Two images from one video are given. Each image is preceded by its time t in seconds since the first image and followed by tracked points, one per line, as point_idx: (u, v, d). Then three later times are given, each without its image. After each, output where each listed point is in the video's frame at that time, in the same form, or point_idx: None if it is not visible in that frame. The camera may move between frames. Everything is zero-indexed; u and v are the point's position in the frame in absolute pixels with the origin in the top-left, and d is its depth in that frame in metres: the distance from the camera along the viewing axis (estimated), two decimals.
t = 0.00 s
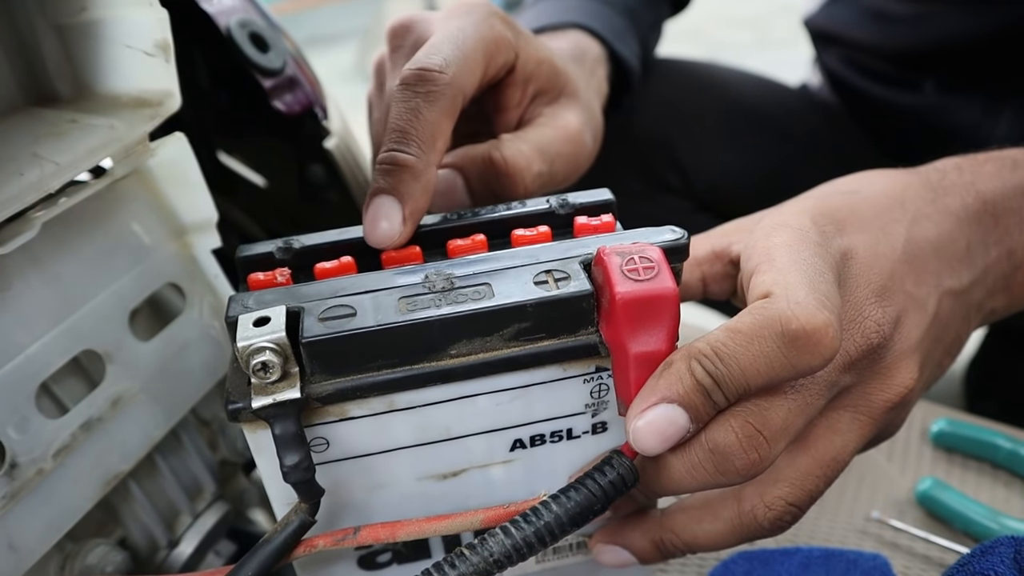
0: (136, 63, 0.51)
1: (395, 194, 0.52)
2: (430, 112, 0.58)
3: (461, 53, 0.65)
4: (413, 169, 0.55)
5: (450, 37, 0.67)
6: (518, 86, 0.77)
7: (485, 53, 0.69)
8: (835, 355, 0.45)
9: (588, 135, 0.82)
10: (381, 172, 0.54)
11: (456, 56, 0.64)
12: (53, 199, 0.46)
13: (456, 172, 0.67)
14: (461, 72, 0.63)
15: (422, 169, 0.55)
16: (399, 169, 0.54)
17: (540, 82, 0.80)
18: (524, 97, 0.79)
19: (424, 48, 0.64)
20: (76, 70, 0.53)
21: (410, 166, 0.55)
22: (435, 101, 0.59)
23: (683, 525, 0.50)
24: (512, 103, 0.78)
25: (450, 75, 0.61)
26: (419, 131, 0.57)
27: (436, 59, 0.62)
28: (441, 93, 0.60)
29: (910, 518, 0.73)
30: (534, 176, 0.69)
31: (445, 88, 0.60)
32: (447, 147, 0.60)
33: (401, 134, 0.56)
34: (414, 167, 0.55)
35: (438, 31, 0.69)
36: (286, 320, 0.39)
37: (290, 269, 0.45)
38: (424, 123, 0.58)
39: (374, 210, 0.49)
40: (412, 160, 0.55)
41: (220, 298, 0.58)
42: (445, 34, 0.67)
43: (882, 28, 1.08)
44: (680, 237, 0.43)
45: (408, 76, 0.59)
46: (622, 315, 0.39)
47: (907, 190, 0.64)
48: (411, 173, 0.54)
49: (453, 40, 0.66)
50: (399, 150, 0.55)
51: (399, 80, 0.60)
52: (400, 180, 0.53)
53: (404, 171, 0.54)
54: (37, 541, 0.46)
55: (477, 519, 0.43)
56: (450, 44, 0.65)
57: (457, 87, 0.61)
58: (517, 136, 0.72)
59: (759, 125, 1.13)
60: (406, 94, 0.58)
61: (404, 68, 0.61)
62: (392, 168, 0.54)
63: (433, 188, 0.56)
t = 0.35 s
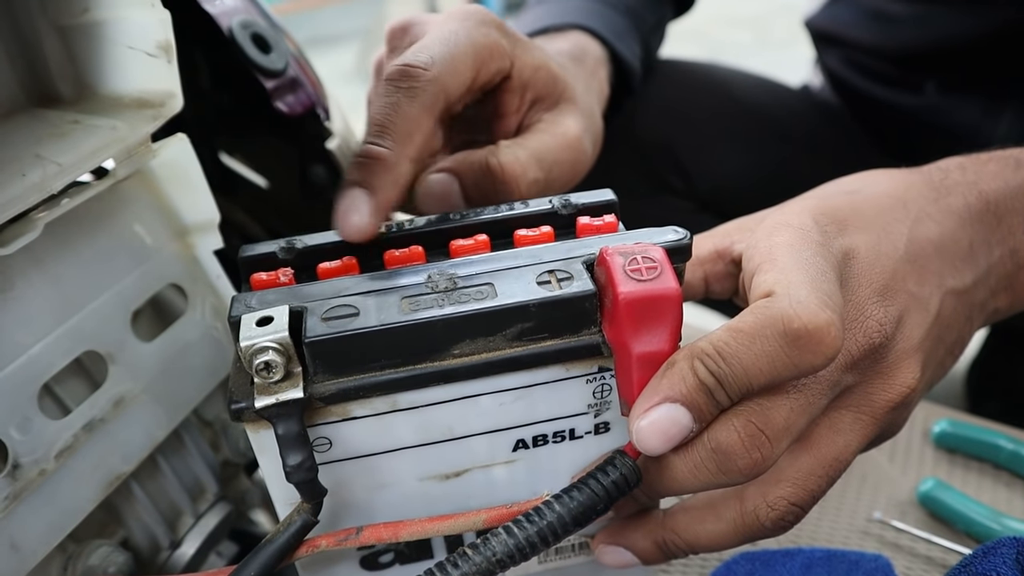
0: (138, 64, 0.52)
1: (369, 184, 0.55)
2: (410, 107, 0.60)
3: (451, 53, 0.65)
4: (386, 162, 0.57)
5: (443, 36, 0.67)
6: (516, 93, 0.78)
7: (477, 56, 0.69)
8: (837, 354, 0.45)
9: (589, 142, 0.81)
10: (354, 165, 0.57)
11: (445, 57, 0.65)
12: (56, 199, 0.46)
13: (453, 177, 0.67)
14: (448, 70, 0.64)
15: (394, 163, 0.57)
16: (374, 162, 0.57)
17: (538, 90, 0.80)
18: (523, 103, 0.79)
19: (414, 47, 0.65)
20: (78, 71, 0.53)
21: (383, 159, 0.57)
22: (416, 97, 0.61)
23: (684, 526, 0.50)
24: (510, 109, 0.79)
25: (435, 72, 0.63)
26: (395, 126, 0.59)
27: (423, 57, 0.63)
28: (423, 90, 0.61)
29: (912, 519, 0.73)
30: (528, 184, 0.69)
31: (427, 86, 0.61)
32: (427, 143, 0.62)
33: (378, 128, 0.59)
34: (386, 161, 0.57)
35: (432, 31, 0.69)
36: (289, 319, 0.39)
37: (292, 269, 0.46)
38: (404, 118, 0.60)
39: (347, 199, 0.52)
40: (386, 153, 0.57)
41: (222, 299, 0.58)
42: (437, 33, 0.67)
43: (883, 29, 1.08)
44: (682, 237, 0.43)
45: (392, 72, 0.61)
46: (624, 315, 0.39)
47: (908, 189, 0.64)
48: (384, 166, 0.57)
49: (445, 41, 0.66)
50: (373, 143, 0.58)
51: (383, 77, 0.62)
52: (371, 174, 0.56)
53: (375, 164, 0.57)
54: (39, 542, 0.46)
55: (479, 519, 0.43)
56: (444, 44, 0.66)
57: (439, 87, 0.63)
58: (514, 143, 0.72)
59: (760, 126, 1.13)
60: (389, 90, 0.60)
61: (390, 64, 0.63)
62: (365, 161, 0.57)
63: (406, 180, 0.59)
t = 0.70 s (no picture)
0: (141, 65, 0.52)
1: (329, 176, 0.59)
2: (381, 104, 0.64)
3: (429, 52, 0.69)
4: (351, 155, 0.60)
5: (425, 39, 0.71)
6: (507, 94, 0.79)
7: (459, 59, 0.72)
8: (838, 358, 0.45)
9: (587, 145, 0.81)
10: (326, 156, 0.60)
11: (421, 57, 0.68)
12: (58, 200, 0.47)
13: (445, 176, 0.68)
14: (424, 71, 0.68)
15: (358, 155, 0.60)
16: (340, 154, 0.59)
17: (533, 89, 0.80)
18: (515, 105, 0.80)
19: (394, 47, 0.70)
20: (81, 72, 0.53)
21: (348, 151, 0.60)
22: (387, 96, 0.64)
23: (685, 527, 0.50)
24: (503, 110, 0.80)
25: (410, 74, 0.67)
26: (368, 121, 0.62)
27: (399, 58, 0.67)
28: (396, 90, 0.65)
29: (914, 519, 0.72)
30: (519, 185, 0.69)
31: (400, 86, 0.65)
32: (396, 140, 0.64)
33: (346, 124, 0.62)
34: (348, 151, 0.60)
35: (420, 32, 0.73)
36: (290, 320, 0.39)
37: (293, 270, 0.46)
38: (374, 112, 0.63)
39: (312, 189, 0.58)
40: (351, 147, 0.60)
41: (225, 299, 0.58)
42: (419, 37, 0.71)
43: (886, 29, 1.09)
44: (683, 238, 0.43)
45: (372, 76, 0.66)
46: (625, 317, 0.39)
47: (911, 190, 0.64)
48: (348, 158, 0.59)
49: (426, 44, 0.70)
50: (339, 137, 0.61)
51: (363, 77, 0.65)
52: (340, 163, 0.59)
53: (340, 155, 0.59)
54: (42, 541, 0.46)
55: (480, 520, 0.43)
56: (424, 45, 0.70)
57: (415, 87, 0.66)
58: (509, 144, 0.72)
59: (762, 125, 1.13)
60: (364, 90, 0.65)
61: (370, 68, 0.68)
62: (333, 153, 0.60)
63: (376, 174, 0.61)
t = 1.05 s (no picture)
0: (141, 65, 0.52)
1: (422, 173, 0.56)
2: (450, 94, 0.59)
3: (478, 32, 0.65)
4: (438, 152, 0.57)
5: (466, 11, 0.66)
6: (532, 58, 0.78)
7: (504, 26, 0.69)
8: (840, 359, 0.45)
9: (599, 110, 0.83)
10: (406, 154, 0.57)
11: (474, 36, 0.64)
12: (59, 200, 0.47)
13: (474, 136, 0.69)
14: (478, 49, 0.63)
15: (445, 152, 0.57)
16: (424, 152, 0.56)
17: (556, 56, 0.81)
18: (537, 70, 0.79)
19: (442, 25, 0.64)
20: (81, 72, 0.53)
21: (435, 148, 0.57)
22: (455, 84, 0.59)
23: (686, 529, 0.50)
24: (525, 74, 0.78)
25: (469, 54, 0.62)
26: (438, 113, 0.58)
27: (454, 39, 0.61)
28: (460, 74, 0.60)
29: (916, 520, 0.72)
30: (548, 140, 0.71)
31: (463, 69, 0.60)
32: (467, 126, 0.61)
33: (426, 117, 0.58)
34: (438, 149, 0.57)
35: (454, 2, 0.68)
36: (291, 321, 0.39)
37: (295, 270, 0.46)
38: (445, 105, 0.58)
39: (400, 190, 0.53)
40: (437, 142, 0.57)
41: (225, 300, 0.58)
42: (462, 8, 0.66)
43: (887, 31, 1.08)
44: (683, 238, 0.43)
45: (426, 58, 0.60)
46: (626, 317, 0.39)
47: (913, 191, 0.64)
48: (434, 155, 0.57)
49: (470, 17, 0.65)
50: (424, 133, 0.57)
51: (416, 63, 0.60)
52: (424, 162, 0.56)
53: (428, 153, 0.56)
54: (42, 541, 0.46)
55: (481, 521, 0.43)
56: (467, 20, 0.65)
57: (476, 67, 0.62)
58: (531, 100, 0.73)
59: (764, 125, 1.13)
60: (426, 78, 0.59)
61: (421, 48, 0.61)
62: (416, 150, 0.56)
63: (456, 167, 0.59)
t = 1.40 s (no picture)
0: (142, 66, 0.52)
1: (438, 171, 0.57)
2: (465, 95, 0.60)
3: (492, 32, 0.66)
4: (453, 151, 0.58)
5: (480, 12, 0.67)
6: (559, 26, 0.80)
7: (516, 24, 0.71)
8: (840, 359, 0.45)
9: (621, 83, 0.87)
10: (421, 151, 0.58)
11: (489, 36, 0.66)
12: (61, 200, 0.47)
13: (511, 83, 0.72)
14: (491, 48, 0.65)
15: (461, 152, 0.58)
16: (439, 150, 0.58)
17: (577, 29, 0.83)
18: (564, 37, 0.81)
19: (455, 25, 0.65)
20: (83, 73, 0.53)
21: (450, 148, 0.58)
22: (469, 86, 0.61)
23: (685, 529, 0.50)
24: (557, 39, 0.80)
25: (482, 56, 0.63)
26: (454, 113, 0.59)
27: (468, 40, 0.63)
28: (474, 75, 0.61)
29: (916, 520, 0.72)
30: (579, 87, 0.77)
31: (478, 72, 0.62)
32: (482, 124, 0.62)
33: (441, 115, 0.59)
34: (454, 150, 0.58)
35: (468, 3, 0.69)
36: (292, 322, 0.39)
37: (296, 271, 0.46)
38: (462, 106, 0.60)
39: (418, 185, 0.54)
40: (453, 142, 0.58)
41: (226, 301, 0.58)
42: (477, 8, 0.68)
43: (889, 30, 1.08)
44: (684, 239, 0.43)
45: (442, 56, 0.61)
46: (627, 317, 0.39)
47: (912, 191, 0.64)
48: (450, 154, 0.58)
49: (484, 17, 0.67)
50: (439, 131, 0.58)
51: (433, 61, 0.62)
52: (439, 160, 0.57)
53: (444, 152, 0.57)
54: (44, 542, 0.46)
55: (482, 521, 0.43)
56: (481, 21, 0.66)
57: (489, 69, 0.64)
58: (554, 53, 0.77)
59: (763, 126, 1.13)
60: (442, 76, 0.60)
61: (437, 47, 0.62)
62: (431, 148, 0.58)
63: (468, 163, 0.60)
